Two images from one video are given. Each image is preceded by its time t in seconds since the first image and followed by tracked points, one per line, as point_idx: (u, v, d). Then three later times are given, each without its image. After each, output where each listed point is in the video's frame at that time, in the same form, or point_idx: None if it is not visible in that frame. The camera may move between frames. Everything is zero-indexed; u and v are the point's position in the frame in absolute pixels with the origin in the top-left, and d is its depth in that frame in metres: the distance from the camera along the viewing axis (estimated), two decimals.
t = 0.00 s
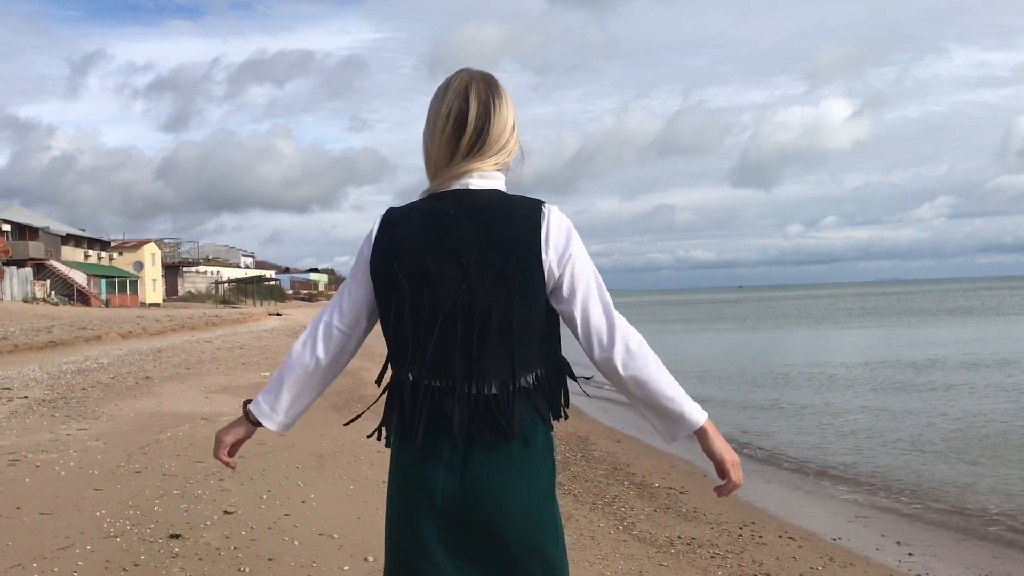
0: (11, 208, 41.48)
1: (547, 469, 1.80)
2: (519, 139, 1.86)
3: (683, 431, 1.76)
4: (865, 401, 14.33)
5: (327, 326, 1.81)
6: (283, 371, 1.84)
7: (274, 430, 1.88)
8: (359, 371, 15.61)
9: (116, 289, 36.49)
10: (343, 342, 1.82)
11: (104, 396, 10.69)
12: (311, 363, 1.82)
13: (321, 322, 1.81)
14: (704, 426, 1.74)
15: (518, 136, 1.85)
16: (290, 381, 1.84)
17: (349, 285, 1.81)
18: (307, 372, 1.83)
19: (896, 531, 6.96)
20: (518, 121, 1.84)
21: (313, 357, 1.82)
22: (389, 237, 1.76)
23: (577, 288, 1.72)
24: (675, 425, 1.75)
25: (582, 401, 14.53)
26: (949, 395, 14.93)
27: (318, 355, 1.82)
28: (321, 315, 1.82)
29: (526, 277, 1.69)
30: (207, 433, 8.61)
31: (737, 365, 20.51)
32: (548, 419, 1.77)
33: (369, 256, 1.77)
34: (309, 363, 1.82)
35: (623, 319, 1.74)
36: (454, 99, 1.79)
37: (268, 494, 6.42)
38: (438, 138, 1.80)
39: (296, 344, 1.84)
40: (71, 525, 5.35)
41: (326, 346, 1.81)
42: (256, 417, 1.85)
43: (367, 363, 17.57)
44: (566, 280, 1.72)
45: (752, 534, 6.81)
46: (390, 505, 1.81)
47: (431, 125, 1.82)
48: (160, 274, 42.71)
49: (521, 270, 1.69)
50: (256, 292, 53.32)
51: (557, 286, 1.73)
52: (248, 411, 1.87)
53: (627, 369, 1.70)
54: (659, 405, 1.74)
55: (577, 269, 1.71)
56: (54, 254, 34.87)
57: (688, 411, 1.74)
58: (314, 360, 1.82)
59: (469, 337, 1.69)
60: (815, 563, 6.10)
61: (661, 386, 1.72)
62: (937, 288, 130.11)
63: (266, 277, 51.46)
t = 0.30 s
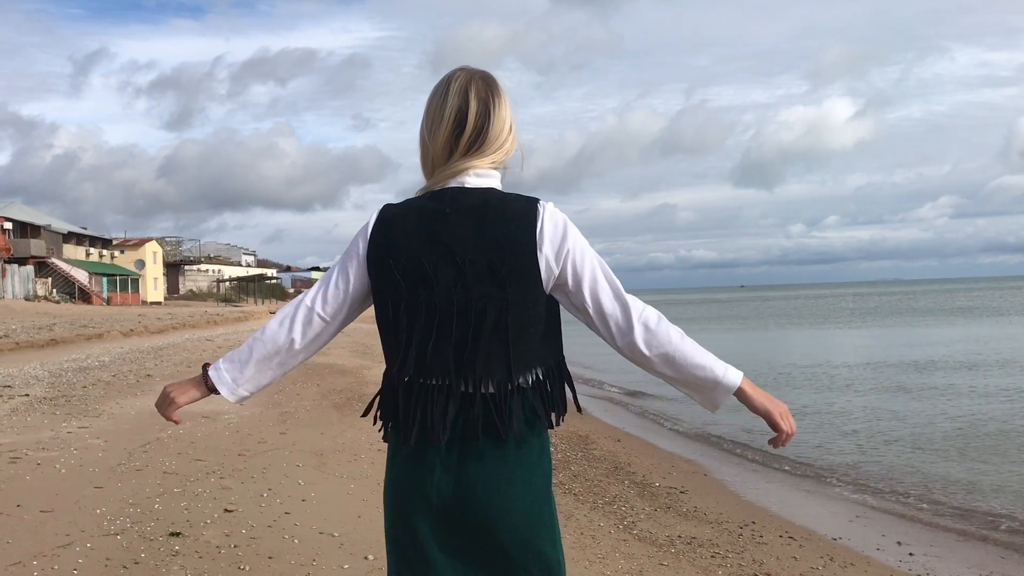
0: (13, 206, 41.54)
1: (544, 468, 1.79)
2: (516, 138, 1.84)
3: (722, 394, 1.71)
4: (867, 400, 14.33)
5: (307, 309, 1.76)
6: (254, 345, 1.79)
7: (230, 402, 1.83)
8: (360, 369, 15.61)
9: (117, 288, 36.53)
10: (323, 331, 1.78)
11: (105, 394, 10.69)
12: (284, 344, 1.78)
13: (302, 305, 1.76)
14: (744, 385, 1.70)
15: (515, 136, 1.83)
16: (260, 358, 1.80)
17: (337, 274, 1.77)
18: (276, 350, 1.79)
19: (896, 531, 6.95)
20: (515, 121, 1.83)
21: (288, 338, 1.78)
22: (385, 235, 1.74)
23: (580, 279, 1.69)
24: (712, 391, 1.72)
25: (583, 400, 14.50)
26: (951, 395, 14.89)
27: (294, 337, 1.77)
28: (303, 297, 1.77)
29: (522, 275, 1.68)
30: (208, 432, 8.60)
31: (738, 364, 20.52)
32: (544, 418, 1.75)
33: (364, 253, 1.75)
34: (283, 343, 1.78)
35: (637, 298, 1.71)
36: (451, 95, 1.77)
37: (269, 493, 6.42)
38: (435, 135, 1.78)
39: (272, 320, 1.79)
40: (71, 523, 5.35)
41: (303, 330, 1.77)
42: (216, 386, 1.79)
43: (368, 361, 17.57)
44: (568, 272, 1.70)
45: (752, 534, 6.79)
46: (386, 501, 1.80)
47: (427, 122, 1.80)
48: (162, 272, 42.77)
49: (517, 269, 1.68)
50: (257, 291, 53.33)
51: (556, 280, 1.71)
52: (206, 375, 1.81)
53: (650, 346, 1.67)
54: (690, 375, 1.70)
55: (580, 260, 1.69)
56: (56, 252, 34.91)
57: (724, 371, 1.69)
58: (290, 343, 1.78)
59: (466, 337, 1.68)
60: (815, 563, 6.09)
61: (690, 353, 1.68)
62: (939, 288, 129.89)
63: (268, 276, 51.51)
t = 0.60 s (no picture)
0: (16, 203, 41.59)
1: (545, 466, 1.78)
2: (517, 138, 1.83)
3: (744, 363, 1.69)
4: (867, 399, 14.37)
5: (299, 300, 1.75)
6: (241, 329, 1.78)
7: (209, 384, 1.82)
8: (361, 368, 15.61)
9: (119, 286, 36.57)
10: (312, 324, 1.78)
11: (107, 392, 10.69)
12: (271, 331, 1.77)
13: (294, 296, 1.75)
14: (766, 348, 1.67)
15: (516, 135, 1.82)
16: (246, 343, 1.79)
17: (332, 268, 1.76)
18: (262, 337, 1.78)
19: (897, 531, 6.93)
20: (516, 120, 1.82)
21: (277, 327, 1.77)
22: (384, 233, 1.73)
23: (584, 270, 1.69)
24: (734, 362, 1.70)
25: (585, 399, 14.48)
26: (954, 395, 14.85)
27: (283, 327, 1.77)
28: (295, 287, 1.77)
29: (523, 273, 1.67)
30: (209, 430, 8.61)
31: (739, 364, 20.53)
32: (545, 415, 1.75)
33: (364, 251, 1.74)
34: (269, 331, 1.77)
35: (647, 278, 1.70)
36: (452, 92, 1.76)
37: (270, 491, 6.41)
38: (435, 133, 1.77)
39: (261, 308, 1.77)
40: (73, 520, 5.36)
41: (293, 320, 1.76)
42: (197, 368, 1.78)
43: (369, 360, 17.59)
44: (571, 265, 1.69)
45: (753, 533, 6.78)
46: (385, 500, 1.79)
47: (427, 120, 1.79)
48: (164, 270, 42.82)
49: (518, 267, 1.67)
50: (259, 289, 53.36)
51: (559, 275, 1.71)
52: (187, 355, 1.80)
53: (666, 325, 1.66)
54: (710, 349, 1.69)
55: (583, 250, 1.68)
56: (58, 250, 34.95)
57: (745, 339, 1.67)
58: (277, 332, 1.77)
59: (467, 335, 1.67)
60: (817, 563, 6.08)
61: (707, 326, 1.67)
62: (942, 288, 129.70)
63: (270, 274, 51.58)
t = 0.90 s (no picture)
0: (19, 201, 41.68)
1: (547, 463, 1.78)
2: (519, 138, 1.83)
3: (757, 339, 1.70)
4: (870, 399, 14.37)
5: (299, 298, 1.74)
6: (239, 325, 1.77)
7: (205, 381, 1.81)
8: (364, 367, 15.63)
9: (122, 283, 36.65)
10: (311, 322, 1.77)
11: (110, 390, 10.72)
12: (270, 329, 1.77)
13: (293, 293, 1.75)
14: (778, 322, 1.69)
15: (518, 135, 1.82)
16: (244, 339, 1.78)
17: (332, 267, 1.75)
18: (259, 335, 1.78)
19: (899, 531, 6.92)
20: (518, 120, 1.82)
21: (277, 324, 1.76)
22: (387, 232, 1.73)
23: (591, 265, 1.69)
24: (747, 339, 1.71)
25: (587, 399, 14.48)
26: (956, 395, 14.84)
27: (283, 324, 1.76)
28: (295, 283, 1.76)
29: (527, 271, 1.68)
30: (212, 427, 8.63)
31: (742, 363, 20.54)
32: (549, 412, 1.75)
33: (367, 250, 1.74)
34: (268, 329, 1.77)
35: (653, 266, 1.71)
36: (453, 90, 1.77)
37: (272, 489, 6.42)
38: (437, 132, 1.77)
39: (261, 305, 1.77)
40: (76, 517, 5.37)
41: (292, 319, 1.76)
42: (194, 364, 1.77)
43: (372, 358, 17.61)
44: (576, 261, 1.69)
45: (755, 533, 6.78)
46: (388, 499, 1.79)
47: (428, 119, 1.79)
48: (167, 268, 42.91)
49: (522, 265, 1.67)
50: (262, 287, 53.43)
51: (562, 272, 1.71)
52: (184, 351, 1.79)
53: (677, 310, 1.67)
54: (723, 328, 1.70)
55: (587, 245, 1.68)
56: (61, 248, 35.03)
57: (757, 315, 1.68)
58: (277, 330, 1.76)
59: (471, 334, 1.67)
60: (818, 562, 6.08)
61: (719, 307, 1.68)
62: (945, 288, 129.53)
63: (273, 273, 51.66)
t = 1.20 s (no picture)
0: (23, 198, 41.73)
1: (551, 459, 1.78)
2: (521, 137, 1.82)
3: (762, 329, 1.70)
4: (872, 399, 14.35)
5: (304, 299, 1.73)
6: (244, 329, 1.75)
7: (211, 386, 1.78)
8: (367, 364, 15.63)
9: (125, 281, 36.70)
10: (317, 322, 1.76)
11: (112, 387, 10.73)
12: (276, 333, 1.75)
13: (299, 294, 1.73)
14: (782, 313, 1.69)
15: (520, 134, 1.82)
16: (249, 344, 1.76)
17: (337, 266, 1.74)
18: (265, 337, 1.76)
19: (902, 531, 6.89)
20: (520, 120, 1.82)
21: (282, 326, 1.74)
22: (391, 229, 1.71)
23: (596, 260, 1.69)
24: (752, 330, 1.71)
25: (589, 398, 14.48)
26: (960, 395, 14.79)
27: (288, 325, 1.74)
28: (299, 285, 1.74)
29: (532, 269, 1.67)
30: (214, 425, 8.63)
31: (744, 362, 20.54)
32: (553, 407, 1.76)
33: (371, 249, 1.72)
34: (275, 332, 1.75)
35: (658, 261, 1.70)
36: (456, 89, 1.76)
37: (275, 486, 6.43)
38: (442, 129, 1.76)
39: (266, 307, 1.75)
40: (78, 514, 5.38)
41: (299, 320, 1.74)
42: (200, 368, 1.74)
43: (374, 356, 17.62)
44: (580, 258, 1.69)
45: (758, 532, 6.77)
46: (393, 496, 1.79)
47: (433, 116, 1.78)
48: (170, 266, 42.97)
49: (528, 263, 1.67)
50: (265, 285, 53.46)
51: (567, 268, 1.71)
52: (189, 355, 1.76)
53: (683, 303, 1.67)
54: (727, 319, 1.69)
55: (592, 242, 1.68)
56: (65, 245, 35.09)
57: (762, 305, 1.68)
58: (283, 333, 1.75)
59: (476, 332, 1.67)
60: (821, 562, 6.06)
61: (723, 299, 1.67)
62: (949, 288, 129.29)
63: (276, 271, 51.74)
